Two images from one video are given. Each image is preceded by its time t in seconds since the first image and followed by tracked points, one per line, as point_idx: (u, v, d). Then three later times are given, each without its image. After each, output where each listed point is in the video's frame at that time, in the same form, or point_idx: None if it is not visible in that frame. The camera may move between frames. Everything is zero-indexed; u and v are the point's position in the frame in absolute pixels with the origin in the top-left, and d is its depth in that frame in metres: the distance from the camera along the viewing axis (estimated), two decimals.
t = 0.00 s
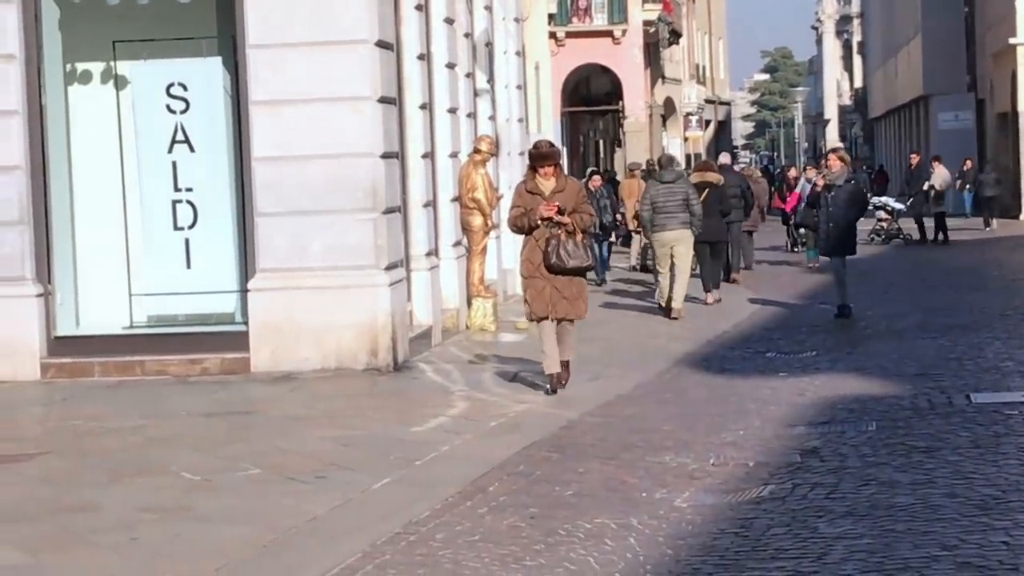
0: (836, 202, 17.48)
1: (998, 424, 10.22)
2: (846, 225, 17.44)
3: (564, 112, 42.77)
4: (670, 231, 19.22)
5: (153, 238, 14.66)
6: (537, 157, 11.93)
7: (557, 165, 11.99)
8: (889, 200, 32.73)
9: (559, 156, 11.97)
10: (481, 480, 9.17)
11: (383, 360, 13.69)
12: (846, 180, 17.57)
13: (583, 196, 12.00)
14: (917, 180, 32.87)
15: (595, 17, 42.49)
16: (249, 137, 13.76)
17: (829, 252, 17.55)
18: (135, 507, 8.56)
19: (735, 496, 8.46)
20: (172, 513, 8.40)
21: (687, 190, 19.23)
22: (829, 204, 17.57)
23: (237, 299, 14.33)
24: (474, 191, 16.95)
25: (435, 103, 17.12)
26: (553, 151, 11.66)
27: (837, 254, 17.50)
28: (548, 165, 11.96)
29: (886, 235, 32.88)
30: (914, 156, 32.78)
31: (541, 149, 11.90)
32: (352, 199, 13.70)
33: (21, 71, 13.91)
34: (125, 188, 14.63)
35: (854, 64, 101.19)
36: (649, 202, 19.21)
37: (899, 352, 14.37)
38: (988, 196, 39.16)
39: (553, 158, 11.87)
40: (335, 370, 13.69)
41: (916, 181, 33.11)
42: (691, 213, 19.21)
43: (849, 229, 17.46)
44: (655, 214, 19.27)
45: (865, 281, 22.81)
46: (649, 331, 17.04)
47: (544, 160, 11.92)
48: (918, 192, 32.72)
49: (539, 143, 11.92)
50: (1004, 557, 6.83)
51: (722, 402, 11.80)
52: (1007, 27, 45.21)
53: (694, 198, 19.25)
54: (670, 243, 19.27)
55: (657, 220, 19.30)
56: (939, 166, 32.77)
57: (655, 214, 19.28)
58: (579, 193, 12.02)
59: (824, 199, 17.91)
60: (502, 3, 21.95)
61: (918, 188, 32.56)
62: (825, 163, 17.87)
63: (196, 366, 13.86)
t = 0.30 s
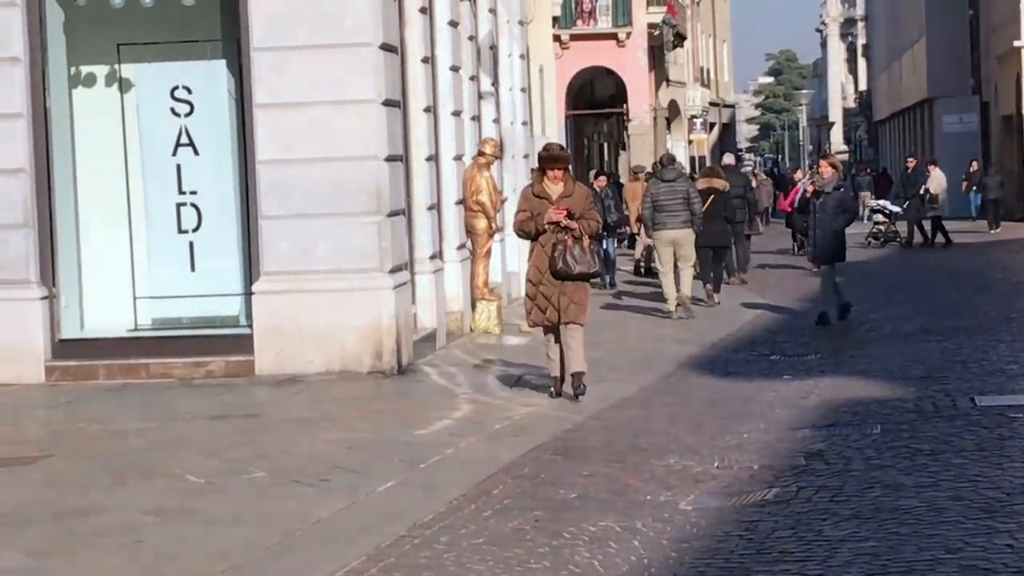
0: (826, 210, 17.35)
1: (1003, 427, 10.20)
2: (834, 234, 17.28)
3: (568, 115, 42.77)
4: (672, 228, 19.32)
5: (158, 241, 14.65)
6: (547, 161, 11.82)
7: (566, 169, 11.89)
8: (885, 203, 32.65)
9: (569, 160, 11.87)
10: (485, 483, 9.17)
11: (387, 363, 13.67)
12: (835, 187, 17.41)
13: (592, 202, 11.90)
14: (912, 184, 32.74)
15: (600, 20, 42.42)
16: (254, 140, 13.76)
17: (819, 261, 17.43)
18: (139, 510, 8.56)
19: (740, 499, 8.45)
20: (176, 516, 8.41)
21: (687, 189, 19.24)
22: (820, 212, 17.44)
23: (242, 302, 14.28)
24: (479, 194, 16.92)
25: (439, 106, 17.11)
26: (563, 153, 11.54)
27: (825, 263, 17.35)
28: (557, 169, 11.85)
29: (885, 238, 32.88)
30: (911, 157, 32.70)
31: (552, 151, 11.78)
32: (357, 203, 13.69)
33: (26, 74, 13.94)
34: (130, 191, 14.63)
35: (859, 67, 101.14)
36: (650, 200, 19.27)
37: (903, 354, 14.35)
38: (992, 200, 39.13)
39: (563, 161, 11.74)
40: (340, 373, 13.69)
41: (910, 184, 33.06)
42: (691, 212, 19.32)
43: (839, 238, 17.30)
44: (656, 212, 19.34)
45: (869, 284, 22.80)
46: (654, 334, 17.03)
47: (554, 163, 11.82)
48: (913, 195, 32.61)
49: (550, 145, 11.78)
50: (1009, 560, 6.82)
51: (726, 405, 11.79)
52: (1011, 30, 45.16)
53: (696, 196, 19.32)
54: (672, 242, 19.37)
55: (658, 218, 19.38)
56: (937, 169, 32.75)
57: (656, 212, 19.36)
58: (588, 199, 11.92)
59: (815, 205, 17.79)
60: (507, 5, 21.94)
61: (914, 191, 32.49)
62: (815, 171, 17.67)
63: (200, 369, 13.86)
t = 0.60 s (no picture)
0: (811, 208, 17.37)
1: (1004, 430, 10.18)
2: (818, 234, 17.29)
3: (570, 117, 42.79)
4: (674, 234, 19.35)
5: (159, 243, 14.66)
6: (554, 158, 11.74)
7: (574, 167, 11.80)
8: (881, 205, 32.56)
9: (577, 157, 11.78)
10: (487, 485, 9.16)
11: (388, 365, 13.68)
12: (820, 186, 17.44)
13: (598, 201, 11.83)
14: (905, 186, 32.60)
15: (601, 23, 42.43)
16: (254, 141, 13.76)
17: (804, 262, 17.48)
18: (139, 512, 8.56)
19: (740, 501, 8.45)
20: (176, 518, 8.40)
21: (692, 196, 19.38)
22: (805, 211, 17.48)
23: (243, 304, 14.30)
24: (480, 196, 16.92)
25: (441, 108, 17.12)
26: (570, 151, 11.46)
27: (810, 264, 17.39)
28: (565, 166, 11.77)
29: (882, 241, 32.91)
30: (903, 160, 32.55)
31: (560, 149, 11.69)
32: (358, 205, 13.70)
33: (28, 76, 13.95)
34: (131, 193, 14.63)
35: (861, 69, 101.12)
36: (654, 204, 19.34)
37: (905, 357, 14.34)
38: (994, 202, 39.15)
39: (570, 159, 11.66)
40: (341, 375, 13.68)
41: (905, 186, 33.07)
42: (694, 219, 19.35)
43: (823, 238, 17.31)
44: (659, 216, 19.40)
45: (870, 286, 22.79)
46: (655, 336, 17.04)
47: (562, 161, 11.74)
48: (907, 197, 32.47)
49: (558, 143, 11.71)
50: (1009, 562, 6.81)
51: (728, 407, 11.78)
52: (1013, 34, 45.17)
53: (699, 205, 19.42)
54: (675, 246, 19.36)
55: (662, 223, 19.43)
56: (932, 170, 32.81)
57: (659, 216, 19.41)
58: (594, 197, 11.85)
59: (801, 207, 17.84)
60: (508, 7, 21.96)
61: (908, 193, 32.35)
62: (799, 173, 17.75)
63: (202, 371, 13.86)
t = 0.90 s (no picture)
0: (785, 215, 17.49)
1: (1002, 431, 10.20)
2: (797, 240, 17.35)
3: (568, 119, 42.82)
4: (676, 232, 19.34)
5: (157, 246, 14.66)
6: (545, 165, 11.51)
7: (566, 174, 11.57)
8: (875, 207, 32.49)
9: (569, 163, 11.55)
10: (485, 487, 9.17)
11: (386, 367, 13.67)
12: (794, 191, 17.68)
13: (592, 208, 11.59)
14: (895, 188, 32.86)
15: (599, 24, 42.40)
16: (253, 144, 13.77)
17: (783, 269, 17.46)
18: (137, 514, 8.56)
19: (739, 503, 8.46)
20: (175, 520, 8.40)
21: (692, 194, 19.33)
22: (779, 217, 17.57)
23: (242, 306, 14.30)
24: (478, 198, 16.94)
25: (439, 110, 17.15)
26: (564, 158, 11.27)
27: (789, 269, 17.38)
28: (556, 174, 11.54)
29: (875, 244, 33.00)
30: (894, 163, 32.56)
31: (551, 156, 11.47)
32: (357, 207, 13.69)
33: (26, 78, 13.95)
34: (129, 195, 14.63)
35: (859, 71, 101.20)
36: (655, 203, 19.30)
37: (904, 358, 14.34)
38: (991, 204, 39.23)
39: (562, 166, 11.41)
40: (340, 377, 13.68)
41: (895, 188, 33.33)
42: (696, 216, 19.33)
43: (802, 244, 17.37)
44: (660, 214, 19.39)
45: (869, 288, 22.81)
46: (653, 338, 17.07)
47: (552, 168, 11.51)
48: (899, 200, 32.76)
49: (549, 150, 11.47)
50: (1008, 564, 6.82)
51: (726, 409, 11.80)
52: (1010, 35, 45.22)
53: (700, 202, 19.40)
54: (675, 244, 19.37)
55: (662, 221, 19.42)
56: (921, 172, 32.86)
57: (660, 215, 19.40)
58: (588, 204, 11.61)
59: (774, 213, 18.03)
60: (506, 9, 21.97)
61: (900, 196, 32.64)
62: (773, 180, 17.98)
63: (200, 373, 13.87)
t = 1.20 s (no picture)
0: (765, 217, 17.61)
1: (1002, 433, 10.20)
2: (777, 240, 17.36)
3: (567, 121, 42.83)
4: (674, 238, 19.33)
5: (156, 248, 14.65)
6: (535, 159, 11.43)
7: (555, 166, 11.48)
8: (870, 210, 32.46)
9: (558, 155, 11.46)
10: (485, 490, 9.17)
11: (386, 370, 13.67)
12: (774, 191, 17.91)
13: (584, 200, 11.51)
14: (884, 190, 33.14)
15: (598, 26, 42.37)
16: (253, 148, 13.77)
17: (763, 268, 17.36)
18: (136, 516, 8.57)
19: (738, 505, 8.46)
20: (174, 523, 8.40)
21: (689, 200, 19.31)
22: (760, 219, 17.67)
23: (241, 309, 14.30)
24: (478, 201, 16.89)
25: (439, 113, 17.16)
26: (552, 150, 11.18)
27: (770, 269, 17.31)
28: (546, 166, 11.45)
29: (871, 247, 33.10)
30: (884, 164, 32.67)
31: (540, 149, 11.38)
32: (356, 210, 13.69)
33: (25, 81, 13.95)
34: (128, 197, 14.63)
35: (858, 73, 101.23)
36: (653, 211, 19.35)
37: (903, 360, 14.35)
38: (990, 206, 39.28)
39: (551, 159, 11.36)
40: (339, 380, 13.68)
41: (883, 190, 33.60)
42: (694, 222, 19.33)
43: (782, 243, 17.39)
44: (659, 223, 19.42)
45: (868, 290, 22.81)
46: (653, 340, 17.08)
47: (542, 161, 11.42)
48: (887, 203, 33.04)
49: (538, 143, 11.37)
50: (1007, 566, 6.82)
51: (726, 411, 11.80)
52: (1010, 38, 45.21)
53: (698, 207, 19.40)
54: (673, 250, 19.38)
55: (661, 228, 19.43)
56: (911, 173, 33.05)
57: (659, 222, 19.43)
58: (580, 195, 11.50)
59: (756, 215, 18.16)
60: (505, 12, 21.99)
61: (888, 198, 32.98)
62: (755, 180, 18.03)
63: (200, 376, 13.87)
